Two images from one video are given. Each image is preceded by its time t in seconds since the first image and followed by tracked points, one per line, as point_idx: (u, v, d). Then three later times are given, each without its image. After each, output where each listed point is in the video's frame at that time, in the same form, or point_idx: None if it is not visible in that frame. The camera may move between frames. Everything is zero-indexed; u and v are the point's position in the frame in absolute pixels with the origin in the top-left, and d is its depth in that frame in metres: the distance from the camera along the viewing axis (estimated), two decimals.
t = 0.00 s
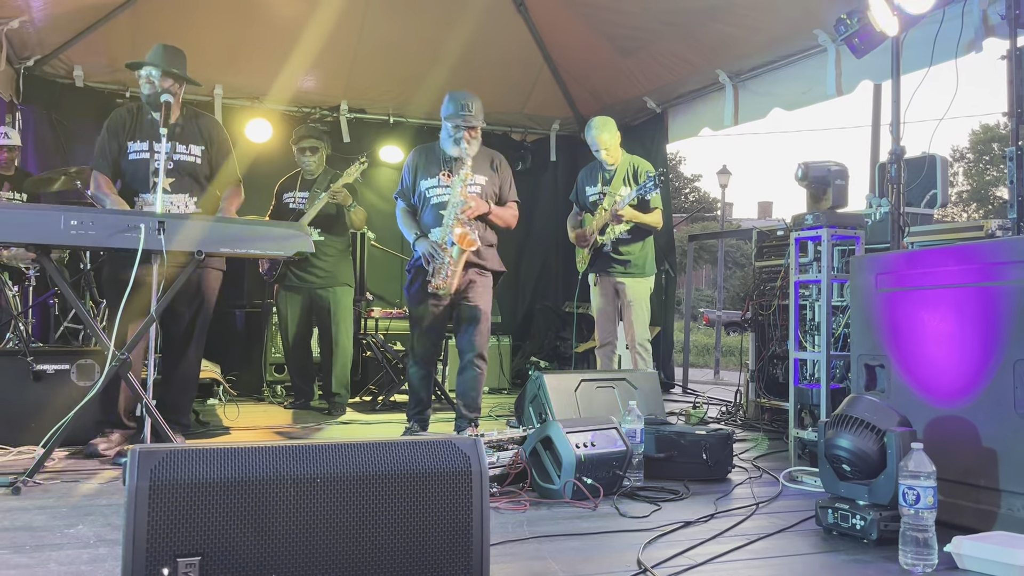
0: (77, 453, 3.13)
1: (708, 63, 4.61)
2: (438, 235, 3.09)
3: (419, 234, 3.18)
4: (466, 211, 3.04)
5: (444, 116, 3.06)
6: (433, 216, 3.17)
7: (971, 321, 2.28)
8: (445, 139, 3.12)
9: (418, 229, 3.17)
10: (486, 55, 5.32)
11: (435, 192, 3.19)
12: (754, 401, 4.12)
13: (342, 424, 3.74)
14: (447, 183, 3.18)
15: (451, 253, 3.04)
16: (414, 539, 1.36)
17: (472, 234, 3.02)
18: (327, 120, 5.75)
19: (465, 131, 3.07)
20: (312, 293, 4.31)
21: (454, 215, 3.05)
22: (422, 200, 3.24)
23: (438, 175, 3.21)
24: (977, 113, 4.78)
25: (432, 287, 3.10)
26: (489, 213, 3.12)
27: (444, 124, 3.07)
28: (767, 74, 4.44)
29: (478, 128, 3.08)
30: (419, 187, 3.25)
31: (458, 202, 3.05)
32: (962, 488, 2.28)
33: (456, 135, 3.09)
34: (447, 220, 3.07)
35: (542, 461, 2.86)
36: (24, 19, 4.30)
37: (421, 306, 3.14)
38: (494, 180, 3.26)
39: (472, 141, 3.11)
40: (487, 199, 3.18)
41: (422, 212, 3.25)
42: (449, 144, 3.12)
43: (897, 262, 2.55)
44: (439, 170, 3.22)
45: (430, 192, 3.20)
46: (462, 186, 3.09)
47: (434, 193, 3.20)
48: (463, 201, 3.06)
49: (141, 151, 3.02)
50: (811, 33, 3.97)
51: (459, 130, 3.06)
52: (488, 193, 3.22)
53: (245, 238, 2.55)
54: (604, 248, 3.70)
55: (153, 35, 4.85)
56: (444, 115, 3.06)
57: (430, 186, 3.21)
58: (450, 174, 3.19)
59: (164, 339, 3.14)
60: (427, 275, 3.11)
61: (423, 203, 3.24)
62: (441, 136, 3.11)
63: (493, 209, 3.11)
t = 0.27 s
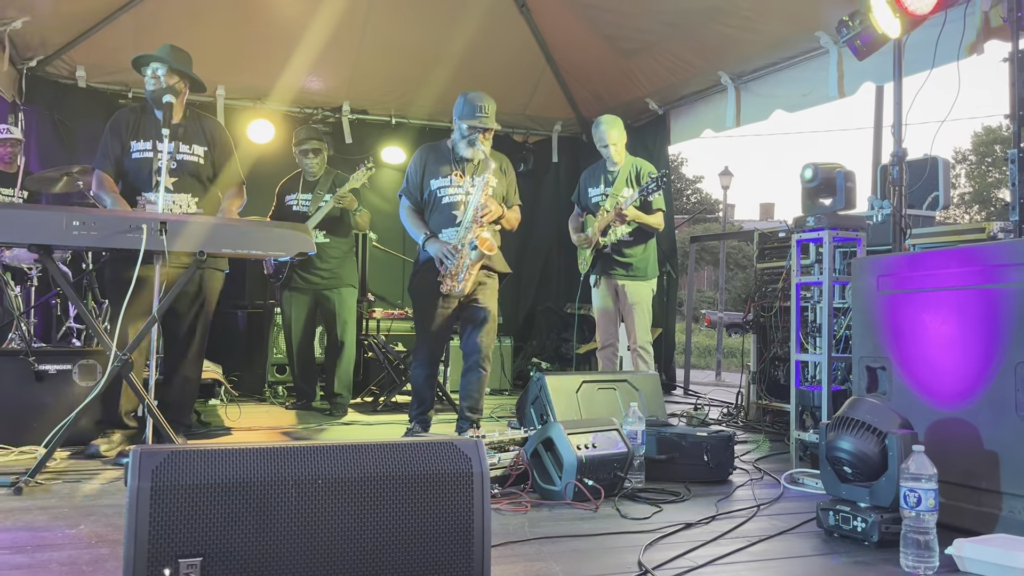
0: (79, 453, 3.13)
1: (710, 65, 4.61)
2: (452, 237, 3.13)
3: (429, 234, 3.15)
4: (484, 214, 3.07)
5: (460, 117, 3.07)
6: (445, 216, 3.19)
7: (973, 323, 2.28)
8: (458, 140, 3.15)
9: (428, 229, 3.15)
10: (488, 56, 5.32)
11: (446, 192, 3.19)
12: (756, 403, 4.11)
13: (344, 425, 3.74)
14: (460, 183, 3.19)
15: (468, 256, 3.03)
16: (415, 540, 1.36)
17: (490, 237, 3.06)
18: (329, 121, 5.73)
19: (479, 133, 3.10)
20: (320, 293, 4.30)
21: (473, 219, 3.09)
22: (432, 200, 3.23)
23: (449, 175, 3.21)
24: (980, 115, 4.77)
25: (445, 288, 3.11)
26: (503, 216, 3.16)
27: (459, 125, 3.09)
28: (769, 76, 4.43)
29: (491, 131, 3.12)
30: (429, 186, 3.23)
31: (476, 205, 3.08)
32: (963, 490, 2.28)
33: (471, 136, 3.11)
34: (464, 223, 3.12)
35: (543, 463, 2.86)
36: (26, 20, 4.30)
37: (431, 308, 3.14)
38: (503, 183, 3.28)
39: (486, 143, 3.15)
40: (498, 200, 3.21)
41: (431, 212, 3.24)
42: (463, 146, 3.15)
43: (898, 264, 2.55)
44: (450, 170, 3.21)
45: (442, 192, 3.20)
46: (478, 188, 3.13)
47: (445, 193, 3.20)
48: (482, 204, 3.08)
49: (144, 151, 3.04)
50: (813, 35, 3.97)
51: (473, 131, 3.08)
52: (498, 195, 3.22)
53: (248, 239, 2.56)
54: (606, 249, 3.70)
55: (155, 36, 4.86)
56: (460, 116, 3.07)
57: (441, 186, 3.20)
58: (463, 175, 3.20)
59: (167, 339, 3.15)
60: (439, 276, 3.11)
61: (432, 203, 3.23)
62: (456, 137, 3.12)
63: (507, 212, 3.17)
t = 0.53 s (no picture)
0: (81, 454, 3.14)
1: (713, 67, 4.61)
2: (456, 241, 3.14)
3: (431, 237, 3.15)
4: (488, 217, 3.10)
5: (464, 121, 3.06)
6: (448, 219, 3.19)
7: (976, 326, 2.28)
8: (461, 143, 3.15)
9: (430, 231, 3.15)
10: (490, 57, 5.32)
11: (450, 195, 3.19)
12: (758, 405, 4.10)
13: (345, 426, 3.74)
14: (462, 186, 3.19)
15: (472, 259, 3.04)
16: (417, 541, 1.36)
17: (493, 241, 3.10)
18: (331, 122, 5.73)
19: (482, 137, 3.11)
20: (320, 295, 4.31)
21: (477, 223, 3.11)
22: (434, 203, 3.22)
23: (452, 178, 3.21)
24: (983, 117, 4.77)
25: (447, 292, 3.10)
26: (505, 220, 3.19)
27: (461, 129, 3.09)
28: (772, 77, 4.42)
29: (494, 134, 3.12)
30: (431, 188, 3.23)
31: (480, 208, 3.10)
32: (965, 493, 2.28)
33: (474, 140, 3.12)
34: (468, 226, 3.13)
35: (545, 465, 2.86)
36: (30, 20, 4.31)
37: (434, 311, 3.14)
38: (504, 186, 3.29)
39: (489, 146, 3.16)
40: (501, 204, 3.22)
41: (433, 214, 3.23)
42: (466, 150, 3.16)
43: (901, 267, 2.55)
44: (453, 173, 3.21)
45: (444, 194, 3.20)
46: (482, 193, 3.15)
47: (447, 196, 3.20)
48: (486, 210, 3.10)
49: (145, 154, 3.04)
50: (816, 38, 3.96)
51: (476, 135, 3.08)
52: (500, 199, 3.23)
53: (251, 240, 2.58)
54: (609, 249, 3.69)
55: (158, 37, 4.86)
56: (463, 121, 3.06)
57: (445, 190, 3.20)
58: (466, 178, 3.21)
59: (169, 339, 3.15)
60: (442, 280, 3.10)
61: (435, 206, 3.22)
62: (458, 141, 3.13)
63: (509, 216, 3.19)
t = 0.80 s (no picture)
0: (85, 454, 3.14)
1: (717, 69, 4.61)
2: (448, 238, 3.13)
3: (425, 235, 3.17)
4: (480, 213, 3.08)
5: (456, 117, 3.08)
6: (442, 216, 3.17)
7: (980, 329, 2.28)
8: (454, 140, 3.15)
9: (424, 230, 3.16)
10: (494, 59, 5.32)
11: (445, 193, 3.18)
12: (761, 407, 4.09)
13: (348, 427, 3.74)
14: (457, 184, 3.18)
15: (464, 256, 3.03)
16: (420, 542, 1.37)
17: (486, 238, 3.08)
18: (335, 123, 5.79)
19: (473, 133, 3.10)
20: (322, 296, 4.31)
21: (470, 218, 3.09)
22: (430, 201, 3.22)
23: (447, 176, 3.20)
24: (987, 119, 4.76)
25: (440, 289, 3.09)
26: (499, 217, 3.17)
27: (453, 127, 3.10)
28: (776, 80, 4.42)
29: (485, 130, 3.12)
30: (427, 188, 3.23)
31: (473, 204, 3.09)
32: (968, 496, 2.28)
33: (466, 135, 3.11)
34: (461, 222, 3.10)
35: (548, 466, 2.87)
36: (35, 22, 4.32)
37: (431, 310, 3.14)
38: (501, 184, 3.27)
39: (482, 143, 3.15)
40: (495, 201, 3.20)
41: (428, 212, 3.23)
42: (460, 148, 3.15)
43: (904, 269, 2.55)
44: (447, 171, 3.20)
45: (439, 193, 3.19)
46: (475, 189, 3.13)
47: (442, 194, 3.19)
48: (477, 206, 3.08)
49: (148, 155, 3.04)
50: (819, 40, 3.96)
51: (467, 131, 3.08)
52: (495, 196, 3.22)
53: (254, 241, 2.58)
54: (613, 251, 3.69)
55: (163, 39, 4.88)
56: (456, 118, 3.08)
57: (439, 187, 3.19)
58: (461, 176, 3.19)
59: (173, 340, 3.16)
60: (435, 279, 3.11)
61: (431, 204, 3.22)
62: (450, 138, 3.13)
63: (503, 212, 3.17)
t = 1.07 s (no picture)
0: (90, 454, 3.15)
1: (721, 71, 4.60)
2: (436, 246, 3.12)
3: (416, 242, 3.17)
4: (467, 223, 3.08)
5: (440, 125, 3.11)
6: (432, 227, 3.18)
7: (983, 332, 2.28)
8: (444, 147, 3.17)
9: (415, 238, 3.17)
10: (497, 60, 5.33)
11: (435, 203, 3.18)
12: (764, 409, 4.08)
13: (352, 428, 3.74)
14: (446, 192, 3.18)
15: (450, 266, 3.04)
16: (424, 543, 1.37)
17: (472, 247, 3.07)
18: (340, 125, 5.80)
19: (461, 136, 3.11)
20: (324, 297, 4.31)
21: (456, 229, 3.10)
22: (421, 211, 3.23)
23: (438, 185, 3.21)
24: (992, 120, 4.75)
25: (427, 295, 3.05)
26: (490, 224, 3.14)
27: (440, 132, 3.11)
28: (780, 82, 4.41)
29: (473, 133, 3.13)
30: (418, 198, 3.25)
31: (461, 215, 3.09)
32: (973, 499, 2.27)
33: (452, 141, 3.11)
34: (449, 233, 3.11)
35: (552, 468, 2.87)
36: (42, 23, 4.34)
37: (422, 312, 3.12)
38: (492, 190, 3.25)
39: (469, 148, 3.16)
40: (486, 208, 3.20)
41: (421, 222, 3.24)
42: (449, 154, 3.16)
43: (909, 272, 2.54)
44: (438, 181, 3.21)
45: (429, 203, 3.21)
46: (463, 199, 3.13)
47: (432, 204, 3.19)
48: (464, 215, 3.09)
49: (151, 158, 3.04)
50: (824, 42, 3.96)
51: (455, 135, 3.09)
52: (486, 203, 3.21)
53: (259, 242, 2.60)
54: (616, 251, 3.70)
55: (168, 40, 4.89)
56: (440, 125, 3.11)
57: (430, 198, 3.20)
58: (451, 185, 3.20)
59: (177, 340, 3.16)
60: (422, 282, 3.06)
61: (423, 213, 3.23)
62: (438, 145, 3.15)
63: (494, 219, 3.14)
